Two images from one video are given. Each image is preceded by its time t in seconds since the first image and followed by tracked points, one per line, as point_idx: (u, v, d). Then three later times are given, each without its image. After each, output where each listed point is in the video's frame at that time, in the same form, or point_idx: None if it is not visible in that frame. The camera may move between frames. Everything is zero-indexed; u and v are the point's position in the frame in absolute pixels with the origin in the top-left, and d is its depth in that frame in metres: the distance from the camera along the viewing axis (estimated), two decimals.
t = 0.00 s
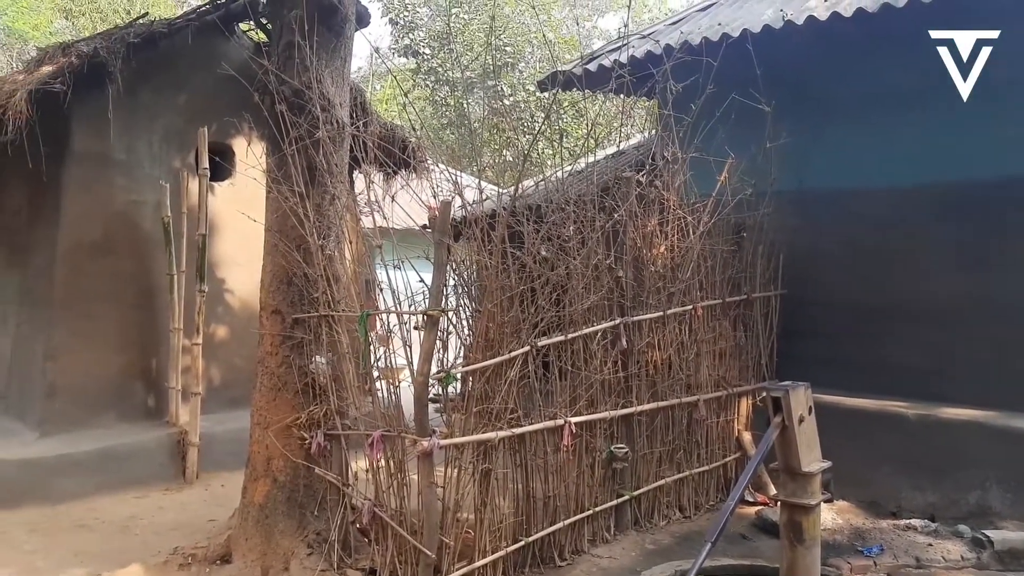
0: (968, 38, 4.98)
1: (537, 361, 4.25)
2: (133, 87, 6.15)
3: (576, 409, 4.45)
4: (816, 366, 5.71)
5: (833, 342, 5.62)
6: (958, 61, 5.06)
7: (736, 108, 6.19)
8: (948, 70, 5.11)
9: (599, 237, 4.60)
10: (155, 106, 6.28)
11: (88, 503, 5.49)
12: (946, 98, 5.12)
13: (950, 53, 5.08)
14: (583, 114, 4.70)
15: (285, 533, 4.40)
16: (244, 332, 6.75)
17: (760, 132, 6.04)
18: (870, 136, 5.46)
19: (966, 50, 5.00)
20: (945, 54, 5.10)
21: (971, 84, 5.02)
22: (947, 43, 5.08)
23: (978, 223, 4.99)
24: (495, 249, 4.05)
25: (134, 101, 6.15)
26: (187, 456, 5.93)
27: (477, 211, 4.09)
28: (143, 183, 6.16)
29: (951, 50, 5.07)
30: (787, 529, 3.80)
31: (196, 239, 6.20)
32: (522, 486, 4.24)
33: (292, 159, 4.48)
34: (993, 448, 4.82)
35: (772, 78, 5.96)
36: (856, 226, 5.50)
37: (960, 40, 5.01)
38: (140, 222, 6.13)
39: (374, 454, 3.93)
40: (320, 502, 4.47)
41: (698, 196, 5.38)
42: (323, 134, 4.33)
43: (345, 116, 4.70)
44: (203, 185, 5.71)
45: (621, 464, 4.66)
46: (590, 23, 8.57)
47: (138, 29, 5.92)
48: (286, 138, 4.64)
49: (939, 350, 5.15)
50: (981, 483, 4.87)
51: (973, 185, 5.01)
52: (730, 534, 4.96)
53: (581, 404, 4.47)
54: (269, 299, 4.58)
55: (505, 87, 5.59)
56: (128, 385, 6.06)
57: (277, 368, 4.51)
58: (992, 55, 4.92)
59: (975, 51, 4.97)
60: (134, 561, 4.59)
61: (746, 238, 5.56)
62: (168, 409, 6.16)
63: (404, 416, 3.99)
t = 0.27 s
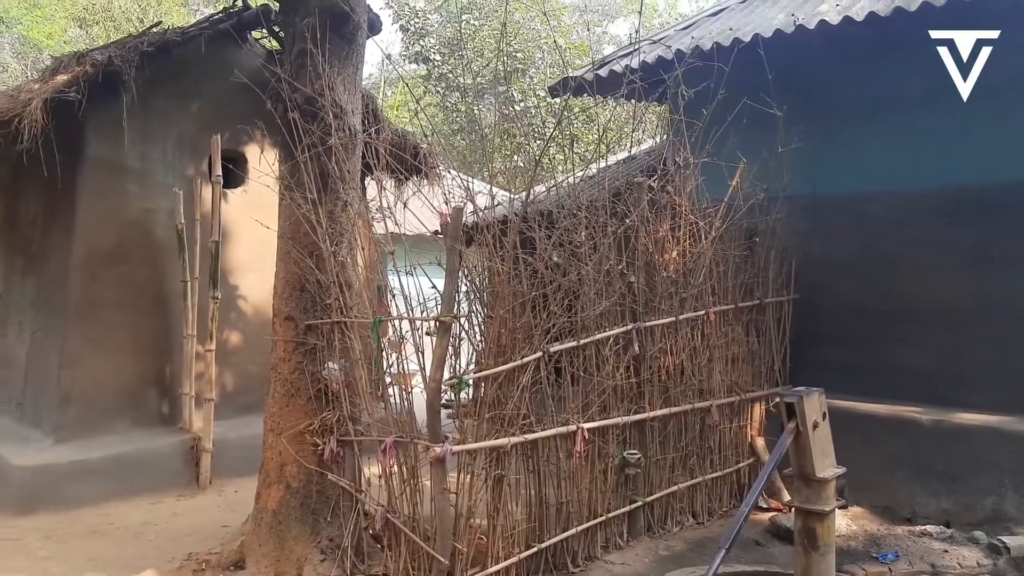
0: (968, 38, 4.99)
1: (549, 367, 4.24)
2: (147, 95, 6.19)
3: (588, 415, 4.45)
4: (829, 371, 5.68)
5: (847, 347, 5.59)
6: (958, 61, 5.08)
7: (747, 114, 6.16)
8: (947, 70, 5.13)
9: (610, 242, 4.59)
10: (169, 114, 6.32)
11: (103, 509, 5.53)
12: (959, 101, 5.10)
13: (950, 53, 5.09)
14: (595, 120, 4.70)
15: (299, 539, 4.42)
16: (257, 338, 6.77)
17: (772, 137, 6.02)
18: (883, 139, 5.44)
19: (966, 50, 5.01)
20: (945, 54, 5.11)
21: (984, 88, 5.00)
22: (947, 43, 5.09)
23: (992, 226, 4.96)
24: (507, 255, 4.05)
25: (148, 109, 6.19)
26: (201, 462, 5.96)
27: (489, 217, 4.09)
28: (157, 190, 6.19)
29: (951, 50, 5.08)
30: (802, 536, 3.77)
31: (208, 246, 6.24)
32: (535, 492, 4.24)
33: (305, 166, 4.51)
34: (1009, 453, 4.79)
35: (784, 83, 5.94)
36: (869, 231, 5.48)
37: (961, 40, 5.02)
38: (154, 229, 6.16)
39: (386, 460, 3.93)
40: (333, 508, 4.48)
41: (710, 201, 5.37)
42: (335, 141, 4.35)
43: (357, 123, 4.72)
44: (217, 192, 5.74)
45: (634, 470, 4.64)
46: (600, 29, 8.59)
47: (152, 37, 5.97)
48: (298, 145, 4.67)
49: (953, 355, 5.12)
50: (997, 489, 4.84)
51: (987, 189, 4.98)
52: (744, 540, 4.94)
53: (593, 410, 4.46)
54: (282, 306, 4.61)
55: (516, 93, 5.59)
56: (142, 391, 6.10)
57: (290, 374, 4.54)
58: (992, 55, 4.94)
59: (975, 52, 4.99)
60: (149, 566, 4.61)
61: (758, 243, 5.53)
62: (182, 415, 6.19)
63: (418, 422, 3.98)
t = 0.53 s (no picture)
0: (968, 39, 4.91)
1: (560, 373, 4.23)
2: (159, 102, 6.22)
3: (600, 420, 4.43)
4: (842, 376, 5.63)
5: (860, 352, 5.55)
6: (958, 61, 5.05)
7: (759, 118, 6.13)
8: (948, 69, 5.12)
9: (621, 247, 4.58)
10: (181, 121, 6.35)
11: (116, 515, 5.55)
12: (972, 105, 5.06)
13: (950, 53, 5.04)
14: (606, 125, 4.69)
15: (311, 546, 4.43)
16: (269, 344, 6.77)
17: (783, 141, 5.99)
18: (895, 143, 5.41)
19: (966, 51, 4.96)
20: (946, 53, 5.06)
21: (998, 90, 4.97)
22: (947, 43, 5.02)
23: (1007, 230, 4.92)
24: (518, 261, 4.05)
25: (160, 116, 6.22)
26: (213, 468, 5.97)
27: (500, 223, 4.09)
28: (169, 197, 6.22)
29: (951, 50, 5.03)
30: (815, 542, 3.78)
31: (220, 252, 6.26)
32: (547, 498, 4.23)
33: (316, 173, 4.52)
34: None
35: (795, 87, 5.92)
36: (883, 235, 5.44)
37: (960, 40, 4.94)
38: (166, 236, 6.19)
39: (398, 466, 3.91)
40: (345, 514, 4.49)
41: (722, 205, 5.34)
42: (347, 148, 4.36)
43: (369, 129, 4.72)
44: (229, 199, 5.76)
45: (646, 476, 4.62)
46: (610, 34, 8.58)
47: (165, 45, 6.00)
48: (310, 151, 4.68)
49: (968, 359, 5.08)
50: (1013, 495, 4.79)
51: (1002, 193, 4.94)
52: (757, 546, 4.92)
53: (605, 416, 4.45)
54: (294, 312, 4.63)
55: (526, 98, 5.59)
56: (155, 396, 6.12)
57: (302, 380, 4.56)
58: (993, 55, 4.91)
59: (975, 52, 4.94)
60: (162, 573, 4.63)
61: (770, 248, 5.49)
62: (194, 421, 6.21)
63: (428, 428, 4.00)
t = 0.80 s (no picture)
0: (967, 39, 4.98)
1: (571, 378, 4.24)
2: (172, 109, 6.26)
3: (611, 425, 4.44)
4: (855, 381, 5.61)
5: (872, 356, 5.53)
6: (958, 61, 5.12)
7: (770, 123, 6.13)
8: (948, 69, 5.18)
9: (632, 252, 4.59)
10: (194, 127, 6.38)
11: (129, 519, 5.59)
12: (985, 110, 5.05)
13: (950, 53, 5.12)
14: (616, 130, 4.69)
15: (323, 550, 4.45)
16: (281, 349, 6.81)
17: (794, 146, 5.98)
18: (907, 148, 5.40)
19: (966, 51, 5.03)
20: (946, 54, 5.15)
21: (1007, 94, 4.96)
22: (947, 43, 5.11)
23: (1020, 235, 4.90)
24: (529, 266, 4.07)
25: (174, 122, 6.25)
26: (226, 472, 6.00)
27: (511, 228, 4.10)
28: (182, 203, 6.26)
29: (951, 50, 5.11)
30: (828, 548, 3.82)
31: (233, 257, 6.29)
32: (558, 503, 4.24)
33: (328, 179, 4.55)
34: None
35: (806, 92, 5.92)
36: (895, 239, 5.43)
37: (960, 40, 5.01)
38: (180, 242, 6.23)
39: (410, 470, 3.93)
40: (357, 519, 4.52)
41: (732, 210, 5.34)
42: (359, 154, 4.39)
43: (380, 135, 4.75)
44: (242, 205, 5.79)
45: (657, 481, 4.60)
46: (620, 39, 8.58)
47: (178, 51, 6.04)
48: (322, 157, 4.71)
49: (982, 365, 5.05)
50: None
51: (1014, 198, 4.93)
52: (768, 551, 4.91)
53: (616, 421, 4.45)
54: (306, 317, 4.67)
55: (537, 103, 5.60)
56: (168, 401, 6.16)
57: (314, 385, 4.59)
58: (992, 55, 4.95)
59: (975, 52, 5.01)
60: None
61: (782, 253, 5.46)
62: (207, 426, 6.25)
63: (440, 434, 4.01)
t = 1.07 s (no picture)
0: (967, 39, 4.97)
1: (582, 383, 4.23)
2: (183, 114, 6.27)
3: (622, 430, 4.42)
4: (867, 387, 5.57)
5: (885, 361, 5.50)
6: (959, 61, 5.12)
7: (781, 127, 6.09)
8: (948, 69, 5.19)
9: (643, 257, 4.57)
10: (205, 131, 6.40)
11: (140, 523, 5.60)
12: (998, 113, 5.02)
13: (950, 53, 5.11)
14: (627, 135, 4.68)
15: (333, 555, 4.45)
16: (292, 354, 6.81)
17: (806, 149, 5.94)
18: (920, 151, 5.36)
19: (966, 51, 5.03)
20: (946, 53, 5.13)
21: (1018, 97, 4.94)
22: (947, 43, 5.09)
23: None
24: (541, 270, 4.06)
25: (185, 126, 6.27)
26: (236, 477, 6.01)
27: (521, 233, 4.09)
28: (193, 208, 6.27)
29: (951, 50, 5.09)
30: (841, 554, 3.85)
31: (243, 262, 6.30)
32: (569, 508, 4.22)
33: (339, 183, 4.55)
34: None
35: (819, 95, 5.88)
36: (908, 243, 5.40)
37: (961, 40, 5.00)
38: (191, 246, 6.24)
39: (421, 475, 3.92)
40: (368, 524, 4.51)
41: (743, 214, 5.31)
42: (369, 159, 4.39)
43: (390, 139, 4.74)
44: (253, 209, 5.80)
45: (669, 487, 4.57)
46: (630, 42, 8.55)
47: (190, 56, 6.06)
48: (332, 162, 4.71)
49: (996, 370, 5.02)
50: None
51: None
52: (781, 557, 4.87)
53: (627, 426, 4.43)
54: (317, 321, 4.66)
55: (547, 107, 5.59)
56: (178, 406, 6.17)
57: (324, 390, 4.58)
58: (992, 55, 4.95)
59: (975, 52, 5.01)
60: None
61: (794, 257, 5.41)
62: (218, 430, 6.25)
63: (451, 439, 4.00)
